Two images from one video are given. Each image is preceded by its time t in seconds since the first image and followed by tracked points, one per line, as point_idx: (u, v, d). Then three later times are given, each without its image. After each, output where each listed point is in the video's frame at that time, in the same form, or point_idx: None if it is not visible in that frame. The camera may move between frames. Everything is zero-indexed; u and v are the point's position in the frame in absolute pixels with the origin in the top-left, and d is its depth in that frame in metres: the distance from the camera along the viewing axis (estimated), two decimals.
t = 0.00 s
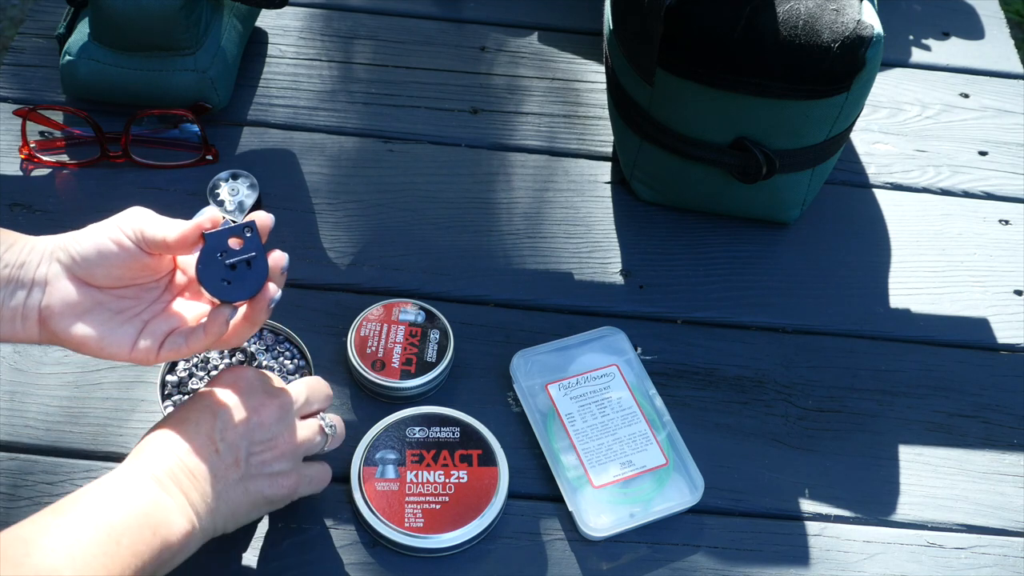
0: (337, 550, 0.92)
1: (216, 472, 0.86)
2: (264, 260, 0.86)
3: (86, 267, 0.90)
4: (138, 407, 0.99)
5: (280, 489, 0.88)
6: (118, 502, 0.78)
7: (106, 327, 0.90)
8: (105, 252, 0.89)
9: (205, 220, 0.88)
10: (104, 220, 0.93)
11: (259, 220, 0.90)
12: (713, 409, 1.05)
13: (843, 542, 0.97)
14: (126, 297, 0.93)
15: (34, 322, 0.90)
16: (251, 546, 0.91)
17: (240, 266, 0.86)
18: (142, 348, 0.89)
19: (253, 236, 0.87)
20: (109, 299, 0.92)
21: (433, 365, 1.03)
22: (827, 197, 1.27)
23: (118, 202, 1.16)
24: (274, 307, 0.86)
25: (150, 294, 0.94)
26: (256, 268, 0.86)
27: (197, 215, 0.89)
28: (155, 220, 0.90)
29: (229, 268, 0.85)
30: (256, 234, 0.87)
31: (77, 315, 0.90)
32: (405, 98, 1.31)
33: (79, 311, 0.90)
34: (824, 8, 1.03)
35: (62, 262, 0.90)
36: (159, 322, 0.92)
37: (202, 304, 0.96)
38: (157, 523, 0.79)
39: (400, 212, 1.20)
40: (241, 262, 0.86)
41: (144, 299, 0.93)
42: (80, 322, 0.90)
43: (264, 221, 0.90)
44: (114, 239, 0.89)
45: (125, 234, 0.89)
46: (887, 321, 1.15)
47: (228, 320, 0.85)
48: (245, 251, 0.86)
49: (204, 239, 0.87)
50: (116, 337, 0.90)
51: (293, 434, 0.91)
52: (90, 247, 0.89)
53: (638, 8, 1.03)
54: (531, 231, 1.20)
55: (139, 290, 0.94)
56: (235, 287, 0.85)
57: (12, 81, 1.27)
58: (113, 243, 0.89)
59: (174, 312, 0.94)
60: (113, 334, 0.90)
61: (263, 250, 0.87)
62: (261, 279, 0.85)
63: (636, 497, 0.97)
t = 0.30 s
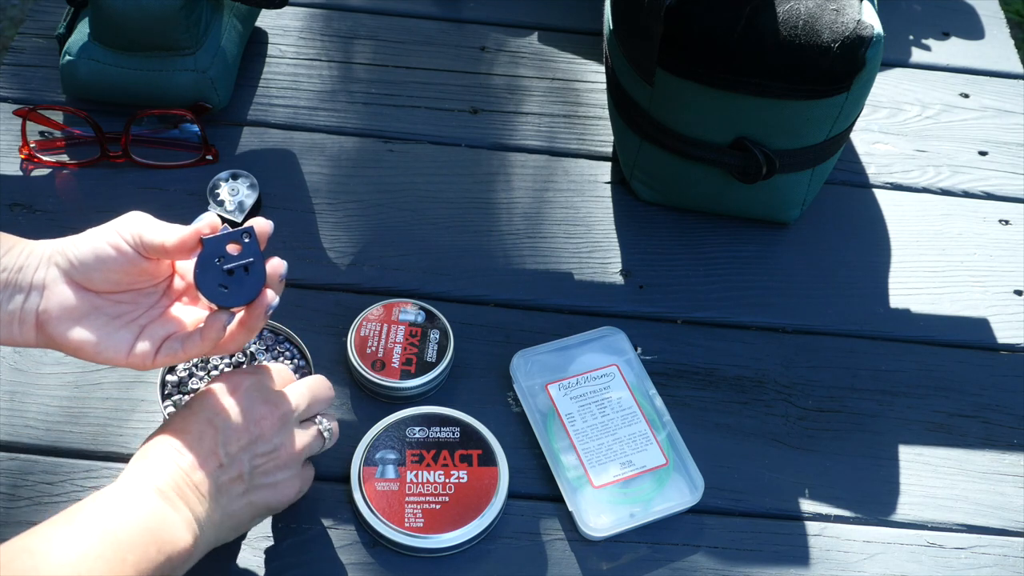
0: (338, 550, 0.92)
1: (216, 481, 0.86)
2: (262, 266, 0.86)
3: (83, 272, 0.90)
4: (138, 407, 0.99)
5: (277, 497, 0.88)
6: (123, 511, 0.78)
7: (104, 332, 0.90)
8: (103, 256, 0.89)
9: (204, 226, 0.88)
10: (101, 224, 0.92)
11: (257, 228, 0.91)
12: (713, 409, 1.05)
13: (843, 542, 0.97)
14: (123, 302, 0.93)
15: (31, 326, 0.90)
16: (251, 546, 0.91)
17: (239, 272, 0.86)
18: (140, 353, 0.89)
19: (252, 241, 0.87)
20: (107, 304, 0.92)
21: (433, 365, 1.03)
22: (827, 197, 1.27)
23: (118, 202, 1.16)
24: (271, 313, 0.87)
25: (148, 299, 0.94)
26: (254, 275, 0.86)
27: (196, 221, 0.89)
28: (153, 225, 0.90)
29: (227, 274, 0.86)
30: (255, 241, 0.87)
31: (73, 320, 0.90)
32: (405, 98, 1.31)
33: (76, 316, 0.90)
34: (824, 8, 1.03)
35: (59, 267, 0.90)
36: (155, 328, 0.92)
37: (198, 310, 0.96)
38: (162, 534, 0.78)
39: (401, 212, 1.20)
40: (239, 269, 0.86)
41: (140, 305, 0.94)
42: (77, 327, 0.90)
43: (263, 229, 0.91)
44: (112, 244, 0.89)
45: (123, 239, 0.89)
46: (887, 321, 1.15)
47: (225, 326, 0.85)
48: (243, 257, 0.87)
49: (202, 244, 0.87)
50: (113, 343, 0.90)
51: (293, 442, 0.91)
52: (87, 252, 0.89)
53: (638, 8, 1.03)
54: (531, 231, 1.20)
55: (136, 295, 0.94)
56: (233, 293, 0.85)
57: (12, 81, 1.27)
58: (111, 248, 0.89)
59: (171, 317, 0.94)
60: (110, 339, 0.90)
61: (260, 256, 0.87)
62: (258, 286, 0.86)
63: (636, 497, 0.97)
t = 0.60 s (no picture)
0: (338, 550, 0.92)
1: (221, 525, 0.84)
2: (266, 261, 0.85)
3: (88, 269, 0.90)
4: (138, 407, 0.99)
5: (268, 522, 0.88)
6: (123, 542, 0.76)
7: (108, 329, 0.90)
8: (106, 253, 0.90)
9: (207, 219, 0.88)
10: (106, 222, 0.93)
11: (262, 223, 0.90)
12: (713, 409, 1.05)
13: (843, 542, 0.97)
14: (128, 299, 0.93)
15: (37, 324, 0.91)
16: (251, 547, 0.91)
17: (242, 266, 0.85)
18: (144, 350, 0.89)
19: (256, 236, 0.86)
20: (112, 302, 0.92)
21: (433, 365, 1.03)
22: (827, 197, 1.27)
23: (118, 202, 1.16)
24: (275, 309, 0.86)
25: (153, 296, 0.94)
26: (258, 268, 0.85)
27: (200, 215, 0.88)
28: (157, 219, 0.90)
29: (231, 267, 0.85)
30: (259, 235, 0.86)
31: (79, 316, 0.90)
32: (405, 98, 1.31)
33: (81, 313, 0.91)
34: (824, 8, 1.03)
35: (65, 265, 0.91)
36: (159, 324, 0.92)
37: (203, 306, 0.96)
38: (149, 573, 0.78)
39: (400, 212, 1.20)
40: (243, 263, 0.85)
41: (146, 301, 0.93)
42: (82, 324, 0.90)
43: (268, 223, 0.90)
44: (115, 240, 0.89)
45: (127, 234, 0.89)
46: (887, 321, 1.15)
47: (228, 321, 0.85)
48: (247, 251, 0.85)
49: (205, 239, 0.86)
50: (117, 339, 0.90)
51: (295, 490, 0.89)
52: (91, 250, 0.90)
53: (638, 8, 1.03)
54: (531, 231, 1.20)
55: (141, 292, 0.94)
56: (236, 287, 0.84)
57: (12, 81, 1.27)
58: (115, 244, 0.89)
59: (175, 313, 0.93)
60: (114, 336, 0.90)
61: (264, 251, 0.86)
62: (263, 280, 0.85)
63: (636, 497, 0.97)
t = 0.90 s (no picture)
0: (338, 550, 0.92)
1: None
2: (266, 268, 0.85)
3: (87, 274, 0.90)
4: (139, 407, 0.99)
5: None
6: None
7: (107, 334, 0.90)
8: (106, 258, 0.90)
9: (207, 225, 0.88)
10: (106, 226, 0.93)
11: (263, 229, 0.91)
12: (713, 409, 1.05)
13: (843, 542, 0.97)
14: (127, 304, 0.92)
15: (35, 327, 0.91)
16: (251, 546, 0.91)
17: (243, 273, 0.86)
18: (143, 355, 0.89)
19: (256, 242, 0.86)
20: (111, 307, 0.92)
21: (433, 365, 1.03)
22: (827, 197, 1.27)
23: (119, 202, 1.16)
24: (275, 315, 0.86)
25: (152, 302, 0.93)
26: (258, 275, 0.86)
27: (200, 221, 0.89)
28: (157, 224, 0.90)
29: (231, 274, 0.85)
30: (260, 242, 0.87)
31: (78, 321, 0.90)
32: (405, 98, 1.31)
33: (81, 318, 0.90)
34: (824, 8, 1.03)
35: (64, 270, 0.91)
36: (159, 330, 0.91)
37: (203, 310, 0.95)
38: None
39: (400, 212, 1.20)
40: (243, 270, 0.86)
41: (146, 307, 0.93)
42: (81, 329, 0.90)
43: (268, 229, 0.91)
44: (115, 246, 0.90)
45: (127, 240, 0.89)
46: (887, 322, 1.15)
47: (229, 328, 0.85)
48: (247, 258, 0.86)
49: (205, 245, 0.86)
50: (115, 343, 0.89)
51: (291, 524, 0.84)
52: (90, 255, 0.90)
53: (638, 8, 1.03)
54: (531, 231, 1.20)
55: (142, 297, 0.93)
56: (236, 295, 0.85)
57: (12, 81, 1.27)
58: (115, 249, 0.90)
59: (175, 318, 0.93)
60: (113, 341, 0.89)
61: (264, 257, 0.86)
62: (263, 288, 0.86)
63: (636, 497, 0.98)
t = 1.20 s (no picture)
0: (338, 550, 0.92)
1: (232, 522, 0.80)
2: (272, 269, 0.85)
3: (92, 276, 0.90)
4: (139, 407, 0.99)
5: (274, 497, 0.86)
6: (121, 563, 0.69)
7: (113, 336, 0.90)
8: (112, 260, 0.89)
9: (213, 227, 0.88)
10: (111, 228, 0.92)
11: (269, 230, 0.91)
12: (713, 409, 1.05)
13: (843, 542, 0.97)
14: (133, 306, 0.93)
15: (40, 329, 0.91)
16: (250, 546, 0.91)
17: (250, 273, 0.85)
18: (150, 357, 0.90)
19: (263, 243, 0.85)
20: (116, 308, 0.92)
21: (433, 365, 1.03)
22: (827, 197, 1.27)
23: (118, 202, 1.16)
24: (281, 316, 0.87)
25: (158, 302, 0.94)
26: (264, 275, 0.85)
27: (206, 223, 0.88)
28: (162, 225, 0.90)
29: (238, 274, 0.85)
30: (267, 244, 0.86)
31: (84, 322, 0.90)
32: (405, 98, 1.31)
33: (86, 319, 0.91)
34: (824, 8, 1.03)
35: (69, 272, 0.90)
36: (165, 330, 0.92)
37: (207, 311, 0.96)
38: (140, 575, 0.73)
39: (400, 212, 1.20)
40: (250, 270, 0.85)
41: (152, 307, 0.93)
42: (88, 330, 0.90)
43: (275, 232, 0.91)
44: (120, 248, 0.89)
45: (133, 242, 0.89)
46: (887, 322, 1.15)
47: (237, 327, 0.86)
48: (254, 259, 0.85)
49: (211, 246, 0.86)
50: (122, 345, 0.90)
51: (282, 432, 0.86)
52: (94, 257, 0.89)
53: (638, 8, 1.03)
54: (531, 231, 1.20)
55: (148, 298, 0.93)
56: (242, 295, 0.85)
57: (12, 81, 1.27)
58: (121, 252, 0.89)
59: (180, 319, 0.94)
60: (119, 343, 0.90)
61: (271, 257, 0.86)
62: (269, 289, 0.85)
63: (636, 497, 0.98)
